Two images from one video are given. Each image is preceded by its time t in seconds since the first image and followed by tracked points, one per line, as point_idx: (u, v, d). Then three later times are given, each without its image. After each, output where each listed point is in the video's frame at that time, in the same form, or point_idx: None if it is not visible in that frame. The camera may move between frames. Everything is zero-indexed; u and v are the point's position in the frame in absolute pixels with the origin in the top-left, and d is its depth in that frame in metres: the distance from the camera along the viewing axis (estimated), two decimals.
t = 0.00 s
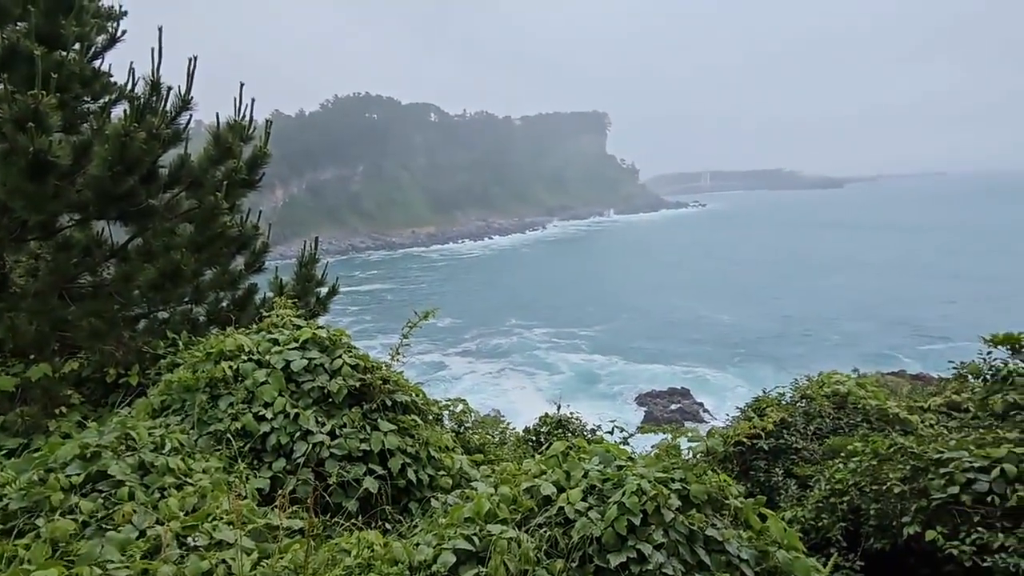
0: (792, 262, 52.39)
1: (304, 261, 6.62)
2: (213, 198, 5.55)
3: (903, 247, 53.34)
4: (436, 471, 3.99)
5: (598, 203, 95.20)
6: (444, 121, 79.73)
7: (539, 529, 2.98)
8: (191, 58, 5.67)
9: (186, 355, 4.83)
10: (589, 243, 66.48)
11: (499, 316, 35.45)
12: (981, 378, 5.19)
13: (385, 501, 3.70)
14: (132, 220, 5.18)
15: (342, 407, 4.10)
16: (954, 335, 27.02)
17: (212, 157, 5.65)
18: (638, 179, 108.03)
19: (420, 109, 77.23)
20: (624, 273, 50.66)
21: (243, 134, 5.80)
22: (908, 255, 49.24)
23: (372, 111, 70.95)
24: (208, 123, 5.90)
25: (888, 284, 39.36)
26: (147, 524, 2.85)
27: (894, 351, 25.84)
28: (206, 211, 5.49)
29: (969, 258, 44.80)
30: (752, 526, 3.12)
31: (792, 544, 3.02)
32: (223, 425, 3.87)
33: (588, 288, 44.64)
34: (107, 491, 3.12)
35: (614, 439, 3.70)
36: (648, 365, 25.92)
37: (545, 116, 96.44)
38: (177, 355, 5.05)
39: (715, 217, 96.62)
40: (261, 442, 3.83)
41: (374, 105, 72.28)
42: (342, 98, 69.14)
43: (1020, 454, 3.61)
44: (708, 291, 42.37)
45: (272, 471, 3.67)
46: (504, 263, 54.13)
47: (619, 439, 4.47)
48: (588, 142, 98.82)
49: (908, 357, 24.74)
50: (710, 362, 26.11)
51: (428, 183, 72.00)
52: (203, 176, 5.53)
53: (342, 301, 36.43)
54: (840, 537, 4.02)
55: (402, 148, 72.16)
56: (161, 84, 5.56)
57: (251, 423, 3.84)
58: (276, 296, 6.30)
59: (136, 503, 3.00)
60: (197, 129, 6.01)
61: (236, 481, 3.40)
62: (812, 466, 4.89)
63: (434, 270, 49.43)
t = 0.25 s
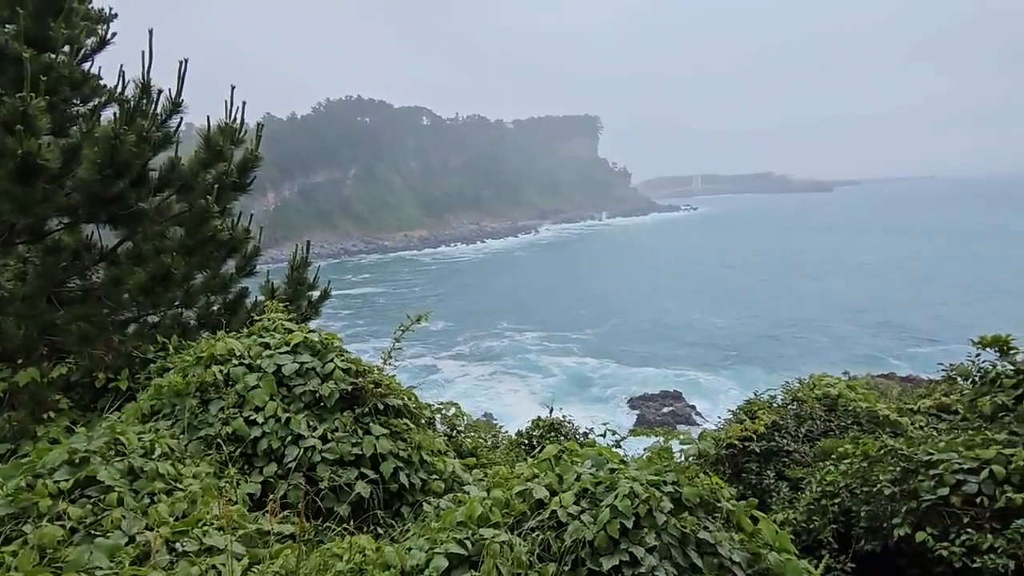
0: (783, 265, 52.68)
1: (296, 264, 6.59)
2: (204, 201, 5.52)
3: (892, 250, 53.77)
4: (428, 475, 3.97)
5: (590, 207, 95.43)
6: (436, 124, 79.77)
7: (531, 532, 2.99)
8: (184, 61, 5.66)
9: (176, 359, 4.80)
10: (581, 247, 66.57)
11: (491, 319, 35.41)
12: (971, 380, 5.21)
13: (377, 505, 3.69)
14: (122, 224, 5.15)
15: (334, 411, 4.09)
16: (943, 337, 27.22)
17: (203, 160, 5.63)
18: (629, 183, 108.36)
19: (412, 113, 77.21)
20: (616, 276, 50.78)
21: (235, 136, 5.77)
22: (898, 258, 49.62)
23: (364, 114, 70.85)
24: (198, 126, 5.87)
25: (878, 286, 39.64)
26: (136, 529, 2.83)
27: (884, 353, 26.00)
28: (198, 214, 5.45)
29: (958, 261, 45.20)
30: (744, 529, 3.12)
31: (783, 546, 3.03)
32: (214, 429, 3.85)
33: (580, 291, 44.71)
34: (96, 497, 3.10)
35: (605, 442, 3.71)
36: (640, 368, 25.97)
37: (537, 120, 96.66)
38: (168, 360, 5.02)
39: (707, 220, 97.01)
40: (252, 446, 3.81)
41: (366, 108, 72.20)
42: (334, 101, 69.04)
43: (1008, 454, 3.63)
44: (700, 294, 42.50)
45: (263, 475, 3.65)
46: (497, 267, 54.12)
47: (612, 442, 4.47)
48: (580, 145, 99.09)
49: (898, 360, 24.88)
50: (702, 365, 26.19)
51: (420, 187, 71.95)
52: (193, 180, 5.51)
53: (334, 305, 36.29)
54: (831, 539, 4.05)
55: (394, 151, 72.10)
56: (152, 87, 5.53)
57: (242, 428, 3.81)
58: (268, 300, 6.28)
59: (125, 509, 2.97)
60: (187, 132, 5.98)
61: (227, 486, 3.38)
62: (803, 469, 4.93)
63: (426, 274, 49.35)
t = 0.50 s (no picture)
0: (777, 267, 52.88)
1: (290, 267, 6.57)
2: (197, 203, 5.50)
3: (885, 253, 54.07)
4: (423, 478, 3.96)
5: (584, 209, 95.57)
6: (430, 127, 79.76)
7: (526, 535, 2.98)
8: (177, 64, 5.64)
9: (169, 362, 4.77)
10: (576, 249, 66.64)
11: (486, 322, 35.40)
12: (962, 381, 5.24)
13: (371, 509, 3.68)
14: (114, 226, 5.13)
15: (328, 414, 4.07)
16: (935, 339, 27.39)
17: (196, 162, 5.62)
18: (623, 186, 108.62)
19: (407, 115, 77.19)
20: (610, 279, 50.87)
21: (228, 138, 5.75)
22: (890, 260, 49.88)
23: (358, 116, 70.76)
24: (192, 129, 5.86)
25: (871, 289, 39.84)
26: (128, 533, 2.81)
27: (877, 355, 26.12)
28: (191, 217, 5.43)
29: (949, 263, 45.47)
30: (738, 531, 3.12)
31: (777, 547, 3.03)
32: (207, 433, 3.83)
33: (575, 294, 44.73)
34: (87, 500, 3.07)
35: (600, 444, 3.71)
36: (635, 370, 25.99)
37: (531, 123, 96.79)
38: (161, 362, 4.99)
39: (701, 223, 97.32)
40: (245, 450, 3.79)
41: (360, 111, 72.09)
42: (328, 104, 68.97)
43: (1000, 455, 3.65)
44: (694, 296, 42.58)
45: (257, 479, 3.65)
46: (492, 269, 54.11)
47: (606, 444, 4.47)
48: (574, 148, 99.38)
49: (890, 361, 25.02)
50: (696, 367, 26.25)
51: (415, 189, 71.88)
52: (187, 182, 5.49)
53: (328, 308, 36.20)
54: (825, 541, 4.06)
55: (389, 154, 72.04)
56: (145, 89, 5.51)
57: (235, 431, 3.80)
58: (262, 303, 6.26)
59: (117, 513, 2.96)
60: (180, 134, 5.96)
61: (220, 490, 3.37)
62: (797, 470, 4.94)
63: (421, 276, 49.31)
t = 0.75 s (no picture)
0: (772, 269, 53.00)
1: (286, 269, 6.56)
2: (193, 206, 5.48)
3: (879, 255, 54.24)
4: (419, 480, 3.96)
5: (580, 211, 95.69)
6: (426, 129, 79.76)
7: (522, 537, 2.98)
8: (172, 67, 5.63)
9: (165, 364, 4.75)
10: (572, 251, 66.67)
11: (482, 324, 35.38)
12: (957, 383, 5.25)
13: (367, 512, 3.67)
14: (109, 229, 5.12)
15: (324, 417, 4.07)
16: (930, 341, 27.48)
17: (192, 165, 5.61)
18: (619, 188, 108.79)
19: (403, 118, 77.20)
20: (606, 281, 50.91)
21: (224, 141, 5.75)
22: (885, 262, 50.03)
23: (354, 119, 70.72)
24: (188, 131, 5.85)
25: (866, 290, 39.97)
26: (123, 537, 2.80)
27: (872, 357, 26.20)
28: (186, 219, 5.41)
29: (944, 265, 45.64)
30: (734, 532, 3.12)
31: (773, 549, 3.02)
32: (202, 436, 3.81)
33: (571, 296, 44.74)
34: (82, 504, 3.06)
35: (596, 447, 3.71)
36: (631, 372, 26.00)
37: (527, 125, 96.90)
38: (156, 365, 4.98)
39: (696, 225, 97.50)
40: (240, 453, 3.78)
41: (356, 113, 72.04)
42: (324, 106, 68.94)
43: (994, 456, 3.66)
44: (690, 299, 42.63)
45: (252, 482, 3.63)
46: (488, 271, 54.11)
47: (603, 446, 4.47)
48: (570, 151, 99.54)
49: (886, 363, 25.09)
50: (693, 368, 26.27)
51: (411, 192, 71.86)
52: (182, 185, 5.48)
53: (324, 310, 36.13)
54: (820, 543, 4.07)
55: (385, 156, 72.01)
56: (140, 91, 5.50)
57: (231, 434, 3.79)
58: (258, 305, 6.25)
59: (111, 517, 2.95)
60: (176, 137, 5.96)
61: (216, 493, 3.36)
62: (793, 472, 4.95)
63: (417, 278, 49.26)
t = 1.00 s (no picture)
0: (770, 270, 53.08)
1: (284, 271, 6.55)
2: (191, 207, 5.48)
3: (877, 256, 54.38)
4: (417, 482, 3.96)
5: (578, 213, 95.77)
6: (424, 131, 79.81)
7: (520, 539, 2.98)
8: (170, 68, 5.63)
9: (162, 366, 4.75)
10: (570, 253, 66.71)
11: (480, 325, 35.38)
12: (954, 383, 5.27)
13: (365, 513, 3.67)
14: (107, 230, 5.11)
15: (322, 418, 4.07)
16: (927, 341, 27.56)
17: (189, 166, 5.60)
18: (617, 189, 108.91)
19: (401, 119, 77.24)
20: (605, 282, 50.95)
21: (222, 143, 5.75)
22: (882, 263, 50.16)
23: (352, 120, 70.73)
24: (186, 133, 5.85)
25: (863, 291, 40.06)
26: (121, 539, 2.80)
27: (870, 358, 26.25)
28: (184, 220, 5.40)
29: (941, 266, 45.75)
30: (732, 533, 3.12)
31: (771, 550, 3.02)
32: (200, 438, 3.81)
33: (570, 297, 44.77)
34: (79, 507, 3.06)
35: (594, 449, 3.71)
36: (630, 373, 26.00)
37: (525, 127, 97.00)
38: (153, 367, 4.97)
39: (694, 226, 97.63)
40: (238, 454, 3.78)
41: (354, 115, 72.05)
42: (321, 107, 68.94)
43: (991, 457, 3.66)
44: (688, 300, 42.68)
45: (250, 483, 3.63)
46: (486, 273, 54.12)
47: (601, 448, 4.48)
48: (568, 152, 99.64)
49: (883, 364, 25.15)
50: (691, 369, 26.30)
51: (410, 193, 71.87)
52: (180, 186, 5.48)
53: (323, 311, 36.10)
54: (819, 543, 4.08)
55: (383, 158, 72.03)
56: (138, 92, 5.50)
57: (228, 436, 3.78)
58: (255, 307, 6.24)
59: (109, 518, 2.94)
60: (173, 138, 5.95)
61: (213, 494, 3.36)
62: (790, 473, 4.95)
63: (416, 280, 49.25)
